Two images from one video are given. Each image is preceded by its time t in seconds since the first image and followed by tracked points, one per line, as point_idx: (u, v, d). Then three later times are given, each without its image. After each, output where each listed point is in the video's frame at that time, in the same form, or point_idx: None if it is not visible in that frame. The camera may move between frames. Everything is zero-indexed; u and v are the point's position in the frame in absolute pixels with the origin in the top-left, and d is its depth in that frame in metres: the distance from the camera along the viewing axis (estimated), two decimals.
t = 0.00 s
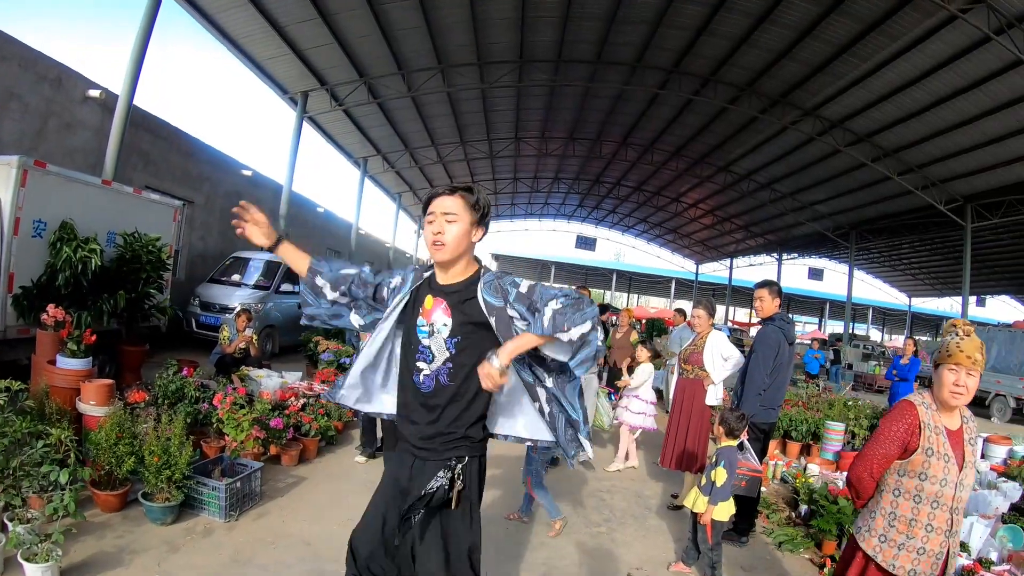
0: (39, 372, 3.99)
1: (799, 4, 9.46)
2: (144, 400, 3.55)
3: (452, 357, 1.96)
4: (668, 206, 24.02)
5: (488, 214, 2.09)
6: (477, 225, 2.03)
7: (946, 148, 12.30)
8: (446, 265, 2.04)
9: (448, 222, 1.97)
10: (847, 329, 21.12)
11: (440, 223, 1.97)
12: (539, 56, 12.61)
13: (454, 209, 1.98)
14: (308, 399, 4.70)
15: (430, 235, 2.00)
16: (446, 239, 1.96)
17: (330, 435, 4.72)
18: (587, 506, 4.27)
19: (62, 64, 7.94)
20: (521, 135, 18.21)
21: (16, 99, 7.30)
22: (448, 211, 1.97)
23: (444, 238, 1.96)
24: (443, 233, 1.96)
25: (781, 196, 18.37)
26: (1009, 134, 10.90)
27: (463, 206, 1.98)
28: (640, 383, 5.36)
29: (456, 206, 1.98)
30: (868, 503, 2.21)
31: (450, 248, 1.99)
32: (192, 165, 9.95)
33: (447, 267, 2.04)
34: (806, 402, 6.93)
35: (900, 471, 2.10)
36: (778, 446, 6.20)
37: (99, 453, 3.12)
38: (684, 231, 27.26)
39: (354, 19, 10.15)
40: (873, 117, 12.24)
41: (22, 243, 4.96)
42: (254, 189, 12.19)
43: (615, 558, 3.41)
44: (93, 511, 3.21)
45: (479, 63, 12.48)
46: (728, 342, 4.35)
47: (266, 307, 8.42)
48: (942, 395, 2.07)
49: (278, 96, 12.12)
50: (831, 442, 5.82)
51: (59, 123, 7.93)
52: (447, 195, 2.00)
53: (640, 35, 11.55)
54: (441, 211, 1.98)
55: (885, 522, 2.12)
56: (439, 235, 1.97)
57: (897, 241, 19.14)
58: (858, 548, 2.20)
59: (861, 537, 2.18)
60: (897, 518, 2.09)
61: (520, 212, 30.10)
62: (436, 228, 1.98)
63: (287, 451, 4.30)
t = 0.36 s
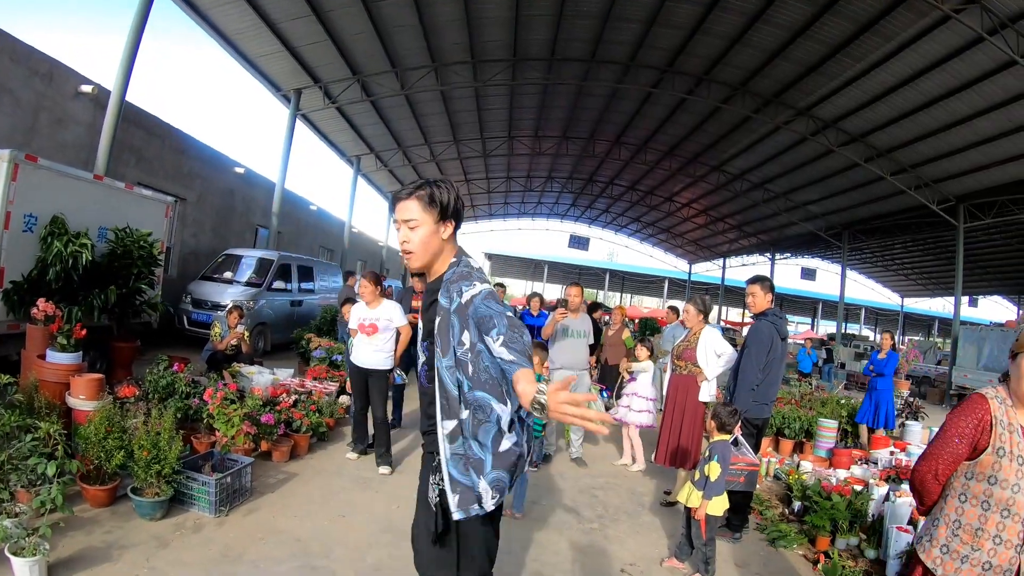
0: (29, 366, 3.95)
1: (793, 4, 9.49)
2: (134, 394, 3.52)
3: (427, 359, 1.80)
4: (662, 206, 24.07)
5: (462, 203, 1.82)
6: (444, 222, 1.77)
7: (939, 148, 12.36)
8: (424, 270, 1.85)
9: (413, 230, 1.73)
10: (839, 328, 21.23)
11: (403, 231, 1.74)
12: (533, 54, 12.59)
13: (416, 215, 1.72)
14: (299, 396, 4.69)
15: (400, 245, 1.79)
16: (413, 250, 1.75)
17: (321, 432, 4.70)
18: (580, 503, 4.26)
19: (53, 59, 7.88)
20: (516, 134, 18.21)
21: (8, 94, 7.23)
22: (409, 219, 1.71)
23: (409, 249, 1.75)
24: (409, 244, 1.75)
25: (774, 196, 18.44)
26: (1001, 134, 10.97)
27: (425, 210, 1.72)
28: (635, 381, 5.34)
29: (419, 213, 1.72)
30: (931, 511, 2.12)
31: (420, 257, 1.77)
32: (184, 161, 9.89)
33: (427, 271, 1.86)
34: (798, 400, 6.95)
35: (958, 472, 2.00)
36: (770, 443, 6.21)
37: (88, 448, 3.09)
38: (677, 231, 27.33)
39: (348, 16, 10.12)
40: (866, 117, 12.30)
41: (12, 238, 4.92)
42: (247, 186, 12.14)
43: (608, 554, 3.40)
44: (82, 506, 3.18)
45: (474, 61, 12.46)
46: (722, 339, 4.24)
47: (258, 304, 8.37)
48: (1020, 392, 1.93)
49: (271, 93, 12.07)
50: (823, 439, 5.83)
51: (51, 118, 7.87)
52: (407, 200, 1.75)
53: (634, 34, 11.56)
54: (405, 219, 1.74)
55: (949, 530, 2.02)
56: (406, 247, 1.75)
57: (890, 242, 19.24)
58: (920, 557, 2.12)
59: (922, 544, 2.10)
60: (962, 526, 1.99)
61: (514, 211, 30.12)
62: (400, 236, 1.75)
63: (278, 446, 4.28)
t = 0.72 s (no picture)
0: (23, 360, 3.94)
1: (793, 3, 9.47)
2: (127, 389, 3.51)
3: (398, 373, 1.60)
4: (660, 204, 24.08)
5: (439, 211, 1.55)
6: (418, 235, 1.49)
7: (938, 148, 12.36)
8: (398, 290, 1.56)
9: (382, 244, 1.45)
10: (836, 328, 21.27)
11: (371, 244, 1.46)
12: (532, 51, 12.56)
13: (386, 226, 1.44)
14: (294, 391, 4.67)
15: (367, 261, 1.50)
16: (382, 269, 1.46)
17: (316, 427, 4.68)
18: (575, 501, 4.25)
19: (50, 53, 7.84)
20: (514, 131, 18.18)
21: (5, 88, 7.20)
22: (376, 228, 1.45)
23: (377, 267, 1.47)
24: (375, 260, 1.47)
25: (772, 195, 18.44)
26: (1000, 135, 10.97)
27: (397, 219, 1.45)
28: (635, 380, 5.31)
29: (389, 222, 1.44)
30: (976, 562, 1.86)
31: (389, 274, 1.48)
32: (181, 156, 9.86)
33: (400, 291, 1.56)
34: (794, 399, 6.95)
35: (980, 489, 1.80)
36: (765, 442, 6.23)
37: (82, 442, 3.09)
38: (675, 230, 27.35)
39: (346, 12, 10.09)
40: (865, 116, 12.29)
41: (7, 232, 4.90)
42: (245, 182, 12.12)
43: (602, 552, 3.40)
44: (75, 501, 3.17)
45: (472, 57, 12.42)
46: (715, 337, 4.27)
47: (254, 299, 8.35)
48: None
49: (269, 88, 12.04)
50: (819, 438, 5.83)
51: (48, 112, 7.84)
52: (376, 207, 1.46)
53: (633, 32, 11.52)
54: (372, 231, 1.45)
55: None
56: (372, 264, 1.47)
57: (887, 241, 19.27)
58: None
59: None
60: None
61: (512, 208, 30.12)
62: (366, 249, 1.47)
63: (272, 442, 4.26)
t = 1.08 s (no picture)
0: (34, 354, 3.98)
1: None
2: (137, 383, 3.54)
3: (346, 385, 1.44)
4: (665, 200, 24.03)
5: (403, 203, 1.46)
6: (378, 221, 1.38)
7: (944, 144, 12.30)
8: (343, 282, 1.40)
9: (336, 218, 1.33)
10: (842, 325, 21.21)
11: (325, 222, 1.35)
12: (537, 47, 12.54)
13: (344, 199, 1.34)
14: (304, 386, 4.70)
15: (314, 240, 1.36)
16: (331, 244, 1.32)
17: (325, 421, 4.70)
18: (579, 494, 4.27)
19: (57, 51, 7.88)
20: (519, 127, 18.17)
21: (12, 86, 7.25)
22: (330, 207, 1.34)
23: (327, 244, 1.33)
24: (323, 235, 1.33)
25: (777, 191, 18.39)
26: (1007, 131, 10.90)
27: (356, 199, 1.35)
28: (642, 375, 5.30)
29: (345, 195, 1.34)
30: None
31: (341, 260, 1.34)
32: (188, 153, 9.91)
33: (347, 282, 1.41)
34: (799, 395, 6.95)
35: None
36: (771, 438, 6.24)
37: (92, 435, 3.12)
38: (680, 226, 27.30)
39: (351, 9, 10.10)
40: (870, 113, 12.24)
41: (17, 228, 4.95)
42: (251, 178, 12.17)
43: (607, 545, 3.41)
44: (85, 493, 3.21)
45: (477, 53, 12.42)
46: (718, 331, 4.26)
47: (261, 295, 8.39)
48: None
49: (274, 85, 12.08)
50: (824, 434, 5.82)
51: (55, 110, 7.89)
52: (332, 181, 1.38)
53: (638, 28, 11.51)
54: (326, 205, 1.35)
55: None
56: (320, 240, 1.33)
57: (893, 238, 19.20)
58: None
59: None
60: None
61: (517, 205, 30.12)
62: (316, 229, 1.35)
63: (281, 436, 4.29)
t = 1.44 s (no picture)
0: (60, 366, 4.17)
1: (803, 6, 9.51)
2: (159, 393, 3.71)
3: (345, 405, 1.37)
4: (675, 205, 24.08)
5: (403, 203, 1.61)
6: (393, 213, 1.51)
7: (951, 148, 12.29)
8: (348, 267, 1.45)
9: (361, 198, 1.43)
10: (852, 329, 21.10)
11: (348, 201, 1.42)
12: (546, 56, 12.69)
13: (369, 182, 1.46)
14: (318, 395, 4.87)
15: (334, 218, 1.42)
16: (358, 219, 1.40)
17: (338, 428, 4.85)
18: (584, 499, 4.39)
19: (75, 66, 8.15)
20: (529, 134, 18.32)
21: (32, 102, 7.50)
22: (361, 186, 1.44)
23: (354, 220, 1.41)
24: (349, 210, 1.41)
25: (786, 195, 18.39)
26: (1014, 135, 10.89)
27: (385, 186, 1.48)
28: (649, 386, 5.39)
29: (371, 179, 1.46)
30: None
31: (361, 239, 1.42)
32: (202, 164, 10.15)
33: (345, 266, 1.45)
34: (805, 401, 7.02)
35: None
36: (775, 444, 6.32)
37: (119, 444, 3.30)
38: (691, 230, 27.31)
39: (360, 20, 10.34)
40: (877, 117, 12.26)
41: (40, 243, 5.17)
42: (264, 187, 12.42)
43: (609, 549, 3.53)
44: (113, 498, 3.38)
45: (486, 62, 12.59)
46: (716, 342, 4.36)
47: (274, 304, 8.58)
48: None
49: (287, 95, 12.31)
50: (827, 440, 5.90)
51: (73, 125, 8.14)
52: (356, 166, 1.48)
53: (645, 36, 11.63)
54: (354, 184, 1.45)
55: None
56: (345, 216, 1.41)
57: (903, 241, 19.11)
58: None
59: None
60: None
61: (528, 210, 30.29)
62: (343, 206, 1.42)
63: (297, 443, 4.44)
